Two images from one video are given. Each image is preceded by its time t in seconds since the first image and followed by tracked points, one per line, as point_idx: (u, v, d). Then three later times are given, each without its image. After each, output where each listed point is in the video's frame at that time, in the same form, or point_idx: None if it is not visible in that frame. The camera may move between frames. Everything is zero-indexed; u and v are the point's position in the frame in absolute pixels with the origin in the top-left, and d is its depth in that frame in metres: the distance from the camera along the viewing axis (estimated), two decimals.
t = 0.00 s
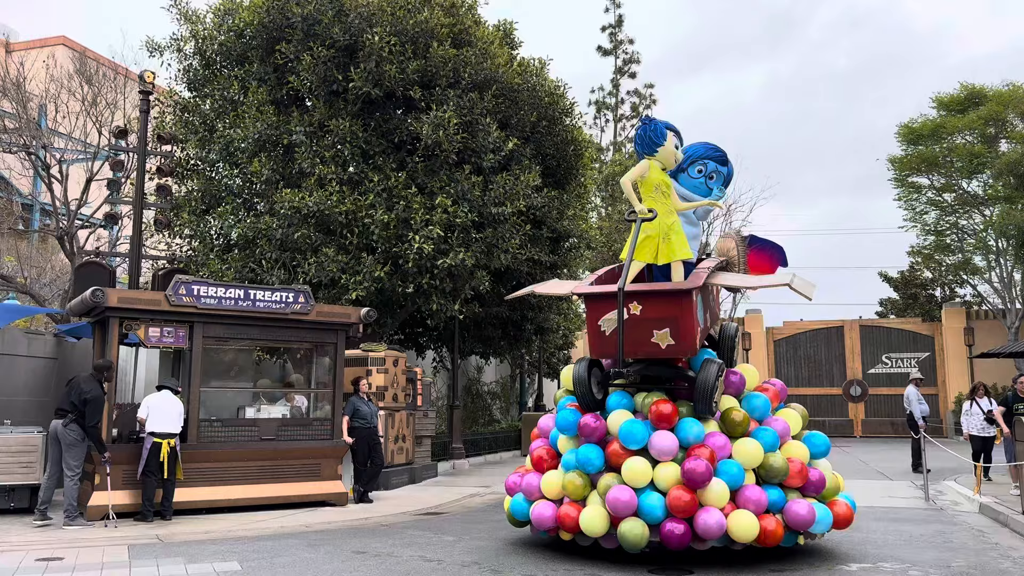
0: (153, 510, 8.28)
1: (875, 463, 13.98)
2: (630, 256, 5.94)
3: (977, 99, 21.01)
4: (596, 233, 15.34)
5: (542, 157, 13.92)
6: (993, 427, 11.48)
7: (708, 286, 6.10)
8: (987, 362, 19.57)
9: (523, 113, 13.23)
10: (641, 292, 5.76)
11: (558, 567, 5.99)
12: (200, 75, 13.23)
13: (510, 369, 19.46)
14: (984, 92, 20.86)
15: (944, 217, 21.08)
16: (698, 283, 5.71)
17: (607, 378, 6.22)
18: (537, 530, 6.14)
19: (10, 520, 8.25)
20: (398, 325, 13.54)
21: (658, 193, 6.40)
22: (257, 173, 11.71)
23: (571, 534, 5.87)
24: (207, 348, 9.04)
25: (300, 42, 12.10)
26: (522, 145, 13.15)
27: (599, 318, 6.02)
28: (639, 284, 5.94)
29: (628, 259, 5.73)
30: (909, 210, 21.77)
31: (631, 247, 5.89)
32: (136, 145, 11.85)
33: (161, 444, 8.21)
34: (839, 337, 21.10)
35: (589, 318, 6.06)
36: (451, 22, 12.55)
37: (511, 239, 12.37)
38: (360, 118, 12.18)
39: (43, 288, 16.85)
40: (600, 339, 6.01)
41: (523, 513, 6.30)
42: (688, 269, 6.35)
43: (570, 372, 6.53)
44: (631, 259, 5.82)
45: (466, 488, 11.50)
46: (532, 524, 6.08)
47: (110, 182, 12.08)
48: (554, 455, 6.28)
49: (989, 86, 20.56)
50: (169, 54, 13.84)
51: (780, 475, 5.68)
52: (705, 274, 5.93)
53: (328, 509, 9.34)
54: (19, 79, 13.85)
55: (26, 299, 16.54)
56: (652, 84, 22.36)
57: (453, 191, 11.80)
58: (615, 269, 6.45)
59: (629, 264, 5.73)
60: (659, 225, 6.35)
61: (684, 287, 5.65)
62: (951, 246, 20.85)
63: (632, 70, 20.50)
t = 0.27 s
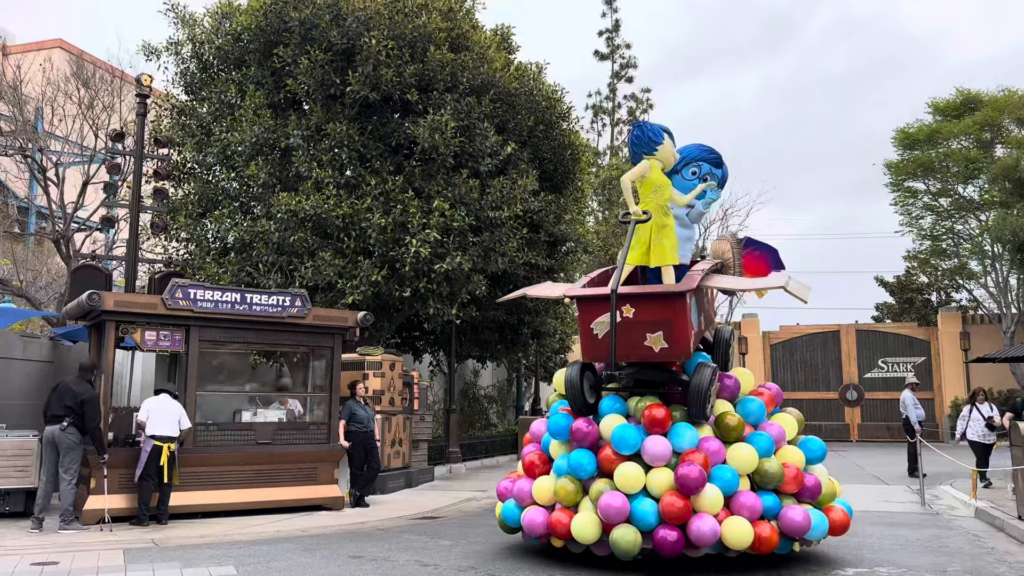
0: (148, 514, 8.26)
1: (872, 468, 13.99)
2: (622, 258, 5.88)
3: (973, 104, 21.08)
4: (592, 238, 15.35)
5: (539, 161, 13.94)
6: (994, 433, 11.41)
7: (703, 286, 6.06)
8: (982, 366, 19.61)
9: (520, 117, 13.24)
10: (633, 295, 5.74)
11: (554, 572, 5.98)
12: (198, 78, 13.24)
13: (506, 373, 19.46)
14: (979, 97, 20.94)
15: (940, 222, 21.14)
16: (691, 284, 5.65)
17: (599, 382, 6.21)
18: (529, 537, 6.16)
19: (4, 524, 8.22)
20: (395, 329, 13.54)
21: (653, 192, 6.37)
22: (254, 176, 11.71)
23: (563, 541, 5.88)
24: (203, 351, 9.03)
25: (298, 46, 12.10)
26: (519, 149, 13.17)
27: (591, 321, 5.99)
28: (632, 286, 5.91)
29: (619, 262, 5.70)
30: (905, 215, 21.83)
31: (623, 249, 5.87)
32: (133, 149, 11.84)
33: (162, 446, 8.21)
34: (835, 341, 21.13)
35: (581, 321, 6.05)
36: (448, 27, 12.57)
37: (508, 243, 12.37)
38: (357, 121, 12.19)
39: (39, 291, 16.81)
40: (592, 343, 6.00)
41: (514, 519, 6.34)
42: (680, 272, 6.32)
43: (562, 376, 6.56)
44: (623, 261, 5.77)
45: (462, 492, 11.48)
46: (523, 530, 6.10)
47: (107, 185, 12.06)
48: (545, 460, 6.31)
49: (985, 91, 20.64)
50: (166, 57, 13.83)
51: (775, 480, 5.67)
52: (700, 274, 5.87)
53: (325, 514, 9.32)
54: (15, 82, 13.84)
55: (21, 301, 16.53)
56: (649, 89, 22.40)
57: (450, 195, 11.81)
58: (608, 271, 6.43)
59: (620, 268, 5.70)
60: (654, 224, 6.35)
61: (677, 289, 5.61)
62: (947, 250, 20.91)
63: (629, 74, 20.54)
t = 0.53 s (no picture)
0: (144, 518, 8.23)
1: (868, 473, 14.00)
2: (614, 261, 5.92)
3: (969, 110, 21.16)
4: (590, 242, 15.36)
5: (536, 166, 13.95)
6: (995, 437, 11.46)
7: (697, 290, 6.08)
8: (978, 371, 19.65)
9: (518, 121, 13.25)
10: (626, 297, 5.77)
11: None
12: (195, 82, 13.24)
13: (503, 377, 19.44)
14: (975, 102, 21.01)
15: (936, 226, 21.20)
16: (685, 288, 5.70)
17: (592, 386, 6.11)
18: (520, 543, 6.13)
19: None
20: (392, 333, 13.53)
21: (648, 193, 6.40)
22: (251, 180, 11.71)
23: (554, 548, 5.87)
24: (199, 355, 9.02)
25: (295, 50, 12.11)
26: (516, 154, 13.17)
27: (583, 324, 6.04)
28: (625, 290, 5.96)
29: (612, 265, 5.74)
30: (901, 220, 21.89)
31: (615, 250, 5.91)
32: (130, 152, 11.81)
33: (159, 450, 8.18)
34: (831, 346, 21.16)
35: (573, 324, 6.08)
36: (446, 31, 12.58)
37: (506, 247, 12.38)
38: (355, 125, 12.20)
39: (35, 294, 16.77)
40: (585, 347, 6.02)
41: (506, 525, 6.31)
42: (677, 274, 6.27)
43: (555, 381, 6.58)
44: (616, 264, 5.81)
45: (459, 497, 11.46)
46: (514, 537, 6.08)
47: (103, 189, 12.05)
48: (538, 466, 6.32)
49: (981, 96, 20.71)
50: (164, 60, 13.83)
51: (770, 486, 5.69)
52: (694, 277, 5.91)
53: (321, 518, 9.30)
54: (12, 84, 13.82)
55: (17, 305, 16.51)
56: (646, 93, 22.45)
57: (448, 199, 11.81)
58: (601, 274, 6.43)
59: (613, 271, 5.72)
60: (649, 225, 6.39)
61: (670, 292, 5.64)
62: (943, 255, 20.97)
63: (626, 79, 20.58)
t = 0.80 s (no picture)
0: (137, 522, 8.20)
1: (864, 477, 14.02)
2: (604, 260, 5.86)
3: (964, 115, 21.23)
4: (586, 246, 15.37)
5: (532, 170, 13.96)
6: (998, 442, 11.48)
7: (689, 292, 6.01)
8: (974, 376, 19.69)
9: (514, 125, 13.28)
10: (615, 300, 5.73)
11: None
12: (192, 85, 13.25)
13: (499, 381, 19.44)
14: (971, 108, 21.08)
15: (932, 232, 21.26)
16: (675, 290, 5.64)
17: (583, 392, 6.16)
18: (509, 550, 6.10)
19: None
20: (389, 337, 13.53)
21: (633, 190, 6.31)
22: (248, 184, 11.71)
23: (543, 554, 5.83)
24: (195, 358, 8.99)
25: (291, 53, 12.12)
26: (513, 158, 13.20)
27: (573, 327, 6.02)
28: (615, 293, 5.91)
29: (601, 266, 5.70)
30: (897, 225, 21.94)
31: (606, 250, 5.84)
32: (126, 155, 11.79)
33: (155, 455, 8.16)
34: (828, 351, 21.20)
35: (564, 327, 6.07)
36: (442, 35, 12.59)
37: (502, 251, 12.39)
38: (352, 129, 12.20)
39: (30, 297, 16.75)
40: (575, 350, 5.98)
41: (495, 531, 6.32)
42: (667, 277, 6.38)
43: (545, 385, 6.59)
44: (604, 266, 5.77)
45: (455, 501, 11.46)
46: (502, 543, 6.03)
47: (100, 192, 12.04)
48: (527, 471, 6.29)
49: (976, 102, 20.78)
50: (161, 64, 13.83)
51: (763, 492, 5.64)
52: (685, 279, 5.85)
53: (316, 522, 9.28)
54: (9, 88, 13.82)
55: (13, 308, 16.49)
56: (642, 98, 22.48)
57: (444, 204, 11.81)
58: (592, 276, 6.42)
59: (602, 272, 5.66)
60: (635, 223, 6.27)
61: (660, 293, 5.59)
62: (939, 260, 21.02)
63: (623, 84, 20.62)
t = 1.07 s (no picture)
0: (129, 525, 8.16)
1: (861, 481, 14.02)
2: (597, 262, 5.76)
3: (961, 119, 21.28)
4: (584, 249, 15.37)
5: (531, 173, 13.97)
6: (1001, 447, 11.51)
7: (682, 293, 5.96)
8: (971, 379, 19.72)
9: (513, 128, 13.29)
10: (608, 302, 5.63)
11: None
12: (190, 87, 13.24)
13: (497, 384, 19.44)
14: (968, 112, 21.13)
15: (929, 235, 21.30)
16: (668, 292, 5.56)
17: (576, 395, 6.14)
18: (500, 555, 6.10)
19: None
20: (386, 340, 13.52)
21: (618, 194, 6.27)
22: (246, 186, 11.70)
23: (534, 559, 5.83)
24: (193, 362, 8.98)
25: (289, 56, 12.12)
26: (511, 161, 13.21)
27: (564, 330, 5.92)
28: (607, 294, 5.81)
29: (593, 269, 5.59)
30: (895, 228, 21.97)
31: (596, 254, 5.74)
32: (123, 158, 11.77)
33: (152, 458, 8.18)
34: (825, 354, 21.22)
35: (555, 330, 5.98)
36: (440, 38, 12.59)
37: (500, 254, 12.38)
38: (350, 132, 12.20)
39: (27, 299, 16.74)
40: (567, 353, 5.90)
41: (487, 536, 6.28)
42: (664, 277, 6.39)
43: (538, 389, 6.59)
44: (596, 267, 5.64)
45: (453, 504, 11.45)
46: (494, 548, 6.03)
47: (97, 194, 12.03)
48: (520, 474, 6.30)
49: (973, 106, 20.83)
50: (159, 66, 13.82)
51: (757, 496, 5.68)
52: (679, 280, 5.78)
53: (313, 525, 9.27)
54: (7, 90, 13.81)
55: (10, 309, 16.49)
56: (640, 101, 22.51)
57: (442, 206, 11.81)
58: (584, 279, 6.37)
59: (593, 275, 5.57)
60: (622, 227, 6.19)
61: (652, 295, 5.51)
62: (936, 263, 21.05)
63: (621, 87, 20.63)
